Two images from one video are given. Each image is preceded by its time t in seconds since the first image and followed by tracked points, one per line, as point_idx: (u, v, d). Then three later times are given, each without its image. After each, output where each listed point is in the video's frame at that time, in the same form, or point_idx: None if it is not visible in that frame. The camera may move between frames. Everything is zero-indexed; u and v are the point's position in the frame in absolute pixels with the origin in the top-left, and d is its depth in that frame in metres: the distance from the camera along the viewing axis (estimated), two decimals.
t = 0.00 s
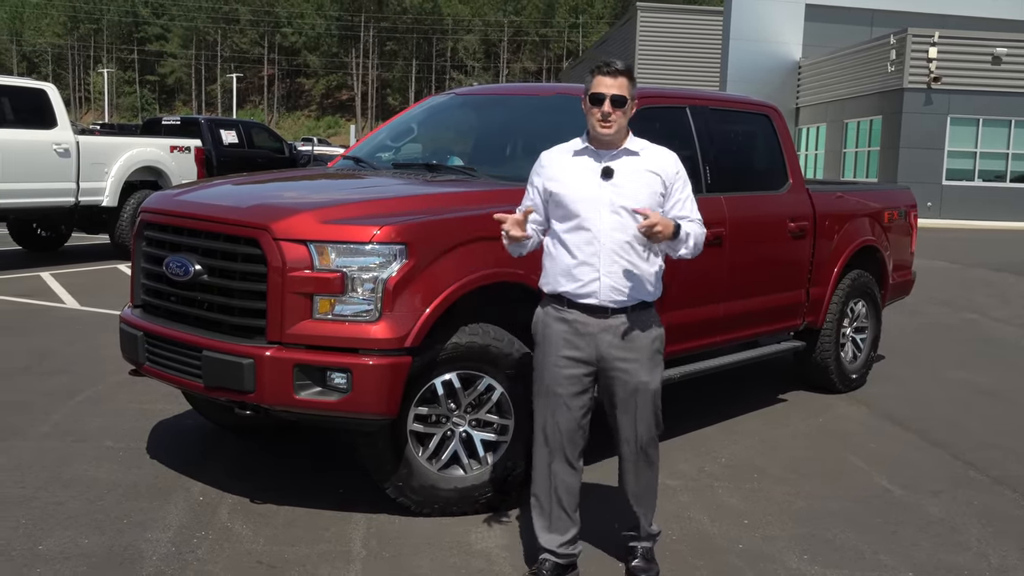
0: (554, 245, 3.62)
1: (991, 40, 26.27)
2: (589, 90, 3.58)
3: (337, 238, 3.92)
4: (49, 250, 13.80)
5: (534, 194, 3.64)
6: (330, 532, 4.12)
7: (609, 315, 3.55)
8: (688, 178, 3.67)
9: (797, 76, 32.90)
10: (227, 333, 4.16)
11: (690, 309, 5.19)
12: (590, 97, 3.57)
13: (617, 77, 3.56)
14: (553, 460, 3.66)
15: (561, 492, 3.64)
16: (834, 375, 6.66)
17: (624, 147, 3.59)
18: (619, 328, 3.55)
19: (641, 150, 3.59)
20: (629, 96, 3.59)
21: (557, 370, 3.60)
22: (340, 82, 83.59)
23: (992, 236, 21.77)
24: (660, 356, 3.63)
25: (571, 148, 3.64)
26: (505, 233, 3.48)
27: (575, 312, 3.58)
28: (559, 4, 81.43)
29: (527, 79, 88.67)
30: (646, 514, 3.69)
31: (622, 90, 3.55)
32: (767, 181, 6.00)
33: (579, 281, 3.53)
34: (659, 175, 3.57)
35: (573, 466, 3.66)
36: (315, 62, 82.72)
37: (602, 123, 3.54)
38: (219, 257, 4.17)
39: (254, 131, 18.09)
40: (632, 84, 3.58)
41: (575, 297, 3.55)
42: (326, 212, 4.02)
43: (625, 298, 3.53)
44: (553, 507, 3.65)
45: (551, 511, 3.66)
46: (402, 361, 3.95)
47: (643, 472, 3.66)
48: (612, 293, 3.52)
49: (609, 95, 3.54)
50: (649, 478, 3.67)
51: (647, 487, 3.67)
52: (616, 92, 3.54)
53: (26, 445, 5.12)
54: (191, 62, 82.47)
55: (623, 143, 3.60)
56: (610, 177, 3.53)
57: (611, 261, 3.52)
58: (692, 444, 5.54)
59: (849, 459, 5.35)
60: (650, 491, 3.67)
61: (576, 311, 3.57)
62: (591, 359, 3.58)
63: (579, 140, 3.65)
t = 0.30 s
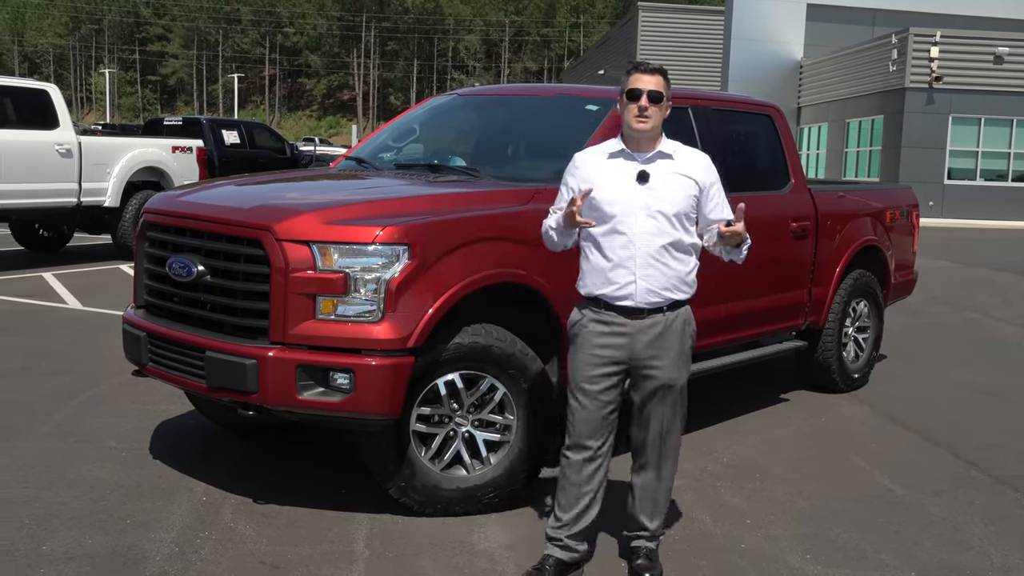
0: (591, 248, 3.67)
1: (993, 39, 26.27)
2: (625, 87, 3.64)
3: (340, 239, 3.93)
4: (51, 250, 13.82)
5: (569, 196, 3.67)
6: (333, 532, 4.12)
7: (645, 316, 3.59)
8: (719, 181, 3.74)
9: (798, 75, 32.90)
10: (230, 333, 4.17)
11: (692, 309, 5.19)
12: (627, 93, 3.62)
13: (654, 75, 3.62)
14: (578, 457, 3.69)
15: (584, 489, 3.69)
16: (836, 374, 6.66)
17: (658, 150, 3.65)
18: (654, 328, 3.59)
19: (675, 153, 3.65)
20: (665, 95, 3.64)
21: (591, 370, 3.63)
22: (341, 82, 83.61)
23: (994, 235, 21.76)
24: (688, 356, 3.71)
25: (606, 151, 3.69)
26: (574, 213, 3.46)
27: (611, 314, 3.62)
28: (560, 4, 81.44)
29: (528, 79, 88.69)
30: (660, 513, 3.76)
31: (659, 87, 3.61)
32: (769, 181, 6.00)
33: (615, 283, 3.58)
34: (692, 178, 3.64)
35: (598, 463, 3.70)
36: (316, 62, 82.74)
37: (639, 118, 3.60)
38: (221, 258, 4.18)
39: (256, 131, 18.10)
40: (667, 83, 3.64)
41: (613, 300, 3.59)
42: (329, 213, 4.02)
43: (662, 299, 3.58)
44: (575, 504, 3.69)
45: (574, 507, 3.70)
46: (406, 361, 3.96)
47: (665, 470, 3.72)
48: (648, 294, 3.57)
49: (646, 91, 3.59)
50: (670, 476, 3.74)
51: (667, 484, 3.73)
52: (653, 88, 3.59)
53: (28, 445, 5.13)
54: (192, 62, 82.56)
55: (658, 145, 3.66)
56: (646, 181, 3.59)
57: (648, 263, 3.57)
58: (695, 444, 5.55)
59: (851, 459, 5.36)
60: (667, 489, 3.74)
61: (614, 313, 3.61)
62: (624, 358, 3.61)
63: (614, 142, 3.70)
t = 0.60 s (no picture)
0: (604, 243, 3.69)
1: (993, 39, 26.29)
2: (641, 88, 3.65)
3: (339, 239, 3.93)
4: (51, 250, 13.82)
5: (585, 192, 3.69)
6: (332, 531, 4.12)
7: (655, 312, 3.63)
8: (734, 183, 3.76)
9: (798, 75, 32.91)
10: (229, 333, 4.16)
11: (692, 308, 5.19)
12: (643, 95, 3.64)
13: (670, 76, 3.64)
14: (585, 449, 3.72)
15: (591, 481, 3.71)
16: (836, 374, 6.66)
17: (675, 150, 3.67)
18: (663, 325, 3.63)
19: (691, 155, 3.68)
20: (681, 97, 3.66)
21: (600, 364, 3.65)
22: (341, 82, 83.63)
23: (994, 235, 21.78)
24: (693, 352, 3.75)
25: (623, 148, 3.70)
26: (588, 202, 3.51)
27: (621, 309, 3.65)
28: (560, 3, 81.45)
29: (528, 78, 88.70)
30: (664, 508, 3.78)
31: (675, 88, 3.62)
32: (769, 181, 6.00)
33: (626, 279, 3.60)
34: (707, 179, 3.66)
35: (604, 456, 3.72)
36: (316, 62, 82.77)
37: (654, 121, 3.62)
38: (220, 258, 4.18)
39: (255, 131, 18.10)
40: (684, 84, 3.65)
41: (622, 295, 3.62)
42: (328, 212, 4.02)
43: (670, 297, 3.61)
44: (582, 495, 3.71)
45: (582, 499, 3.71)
46: (405, 360, 3.96)
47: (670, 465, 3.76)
48: (658, 292, 3.60)
49: (662, 93, 3.61)
50: (673, 471, 3.78)
51: (671, 479, 3.77)
52: (669, 89, 3.61)
53: (28, 445, 5.14)
54: (192, 62, 82.59)
55: (674, 145, 3.68)
56: (661, 180, 3.61)
57: (660, 261, 3.60)
58: (694, 444, 5.55)
59: (850, 459, 5.36)
60: (671, 484, 3.78)
61: (623, 308, 3.64)
62: (633, 352, 3.64)
63: (631, 140, 3.72)
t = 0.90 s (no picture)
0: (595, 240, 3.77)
1: (990, 39, 26.31)
2: (639, 87, 3.72)
3: (336, 238, 3.93)
4: (48, 249, 13.81)
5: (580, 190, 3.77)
6: (328, 531, 4.12)
7: (644, 309, 3.68)
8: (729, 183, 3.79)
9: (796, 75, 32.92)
10: (225, 332, 4.16)
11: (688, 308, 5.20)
12: (640, 93, 3.71)
13: (668, 77, 3.72)
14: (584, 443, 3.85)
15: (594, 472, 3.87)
16: (832, 374, 6.67)
17: (668, 150, 3.72)
18: (651, 322, 3.68)
19: (685, 155, 3.72)
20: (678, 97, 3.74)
21: (590, 359, 3.75)
22: (339, 81, 83.59)
23: (991, 235, 21.80)
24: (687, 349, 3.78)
25: (619, 148, 3.77)
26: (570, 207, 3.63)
27: (611, 306, 3.72)
28: (557, 3, 81.44)
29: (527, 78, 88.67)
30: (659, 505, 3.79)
31: (672, 87, 3.69)
32: (766, 181, 6.01)
33: (615, 275, 3.67)
34: (700, 179, 3.71)
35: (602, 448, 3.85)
36: (314, 61, 82.74)
37: (649, 118, 3.69)
38: (217, 257, 4.18)
39: (253, 130, 18.08)
40: (681, 84, 3.73)
41: (612, 292, 3.69)
42: (325, 212, 4.02)
43: (658, 294, 3.66)
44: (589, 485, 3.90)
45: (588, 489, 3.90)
46: (401, 360, 3.96)
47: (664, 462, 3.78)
48: (646, 289, 3.65)
49: (658, 91, 3.68)
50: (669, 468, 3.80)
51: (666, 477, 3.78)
52: (666, 88, 3.68)
53: (24, 445, 5.13)
54: (190, 62, 82.54)
55: (668, 145, 3.74)
56: (653, 179, 3.66)
57: (648, 258, 3.65)
58: (691, 443, 5.55)
59: (846, 458, 5.36)
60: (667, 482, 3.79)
61: (613, 305, 3.72)
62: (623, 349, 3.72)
63: (628, 139, 3.78)
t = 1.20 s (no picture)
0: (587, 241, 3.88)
1: (992, 40, 26.32)
2: (622, 90, 3.80)
3: (339, 238, 3.94)
4: (50, 249, 13.81)
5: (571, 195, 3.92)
6: (331, 531, 4.13)
7: (632, 307, 3.77)
8: (717, 178, 3.86)
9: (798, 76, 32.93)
10: (229, 333, 4.17)
11: (690, 309, 5.20)
12: (623, 96, 3.79)
13: (647, 77, 3.80)
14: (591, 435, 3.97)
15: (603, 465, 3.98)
16: (834, 375, 6.67)
17: (652, 149, 3.80)
18: (642, 318, 3.76)
19: (669, 152, 3.80)
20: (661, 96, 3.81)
21: (587, 354, 3.87)
22: (341, 82, 83.62)
23: (993, 236, 21.79)
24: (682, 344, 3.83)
25: (607, 150, 3.89)
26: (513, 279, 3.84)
27: (604, 304, 3.82)
28: (559, 4, 81.46)
29: (528, 78, 88.68)
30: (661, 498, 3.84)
31: (655, 87, 3.77)
32: (768, 182, 6.01)
33: (604, 274, 3.78)
34: (685, 176, 3.78)
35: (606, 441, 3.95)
36: (316, 62, 82.78)
37: (638, 120, 3.75)
38: (220, 258, 4.18)
39: (255, 131, 18.08)
40: (662, 83, 3.80)
41: (602, 290, 3.80)
42: (327, 212, 4.03)
43: (646, 291, 3.74)
44: (599, 477, 4.00)
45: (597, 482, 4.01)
46: (404, 361, 3.96)
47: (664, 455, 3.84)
48: (633, 286, 3.74)
49: (642, 93, 3.76)
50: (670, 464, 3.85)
51: (667, 469, 3.85)
52: (650, 89, 3.76)
53: (26, 444, 5.14)
54: (192, 62, 82.62)
55: (654, 144, 3.81)
56: (638, 178, 3.77)
57: (634, 256, 3.74)
58: (693, 444, 5.55)
59: (848, 459, 5.37)
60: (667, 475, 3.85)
61: (605, 302, 3.81)
62: (617, 346, 3.80)
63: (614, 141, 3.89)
